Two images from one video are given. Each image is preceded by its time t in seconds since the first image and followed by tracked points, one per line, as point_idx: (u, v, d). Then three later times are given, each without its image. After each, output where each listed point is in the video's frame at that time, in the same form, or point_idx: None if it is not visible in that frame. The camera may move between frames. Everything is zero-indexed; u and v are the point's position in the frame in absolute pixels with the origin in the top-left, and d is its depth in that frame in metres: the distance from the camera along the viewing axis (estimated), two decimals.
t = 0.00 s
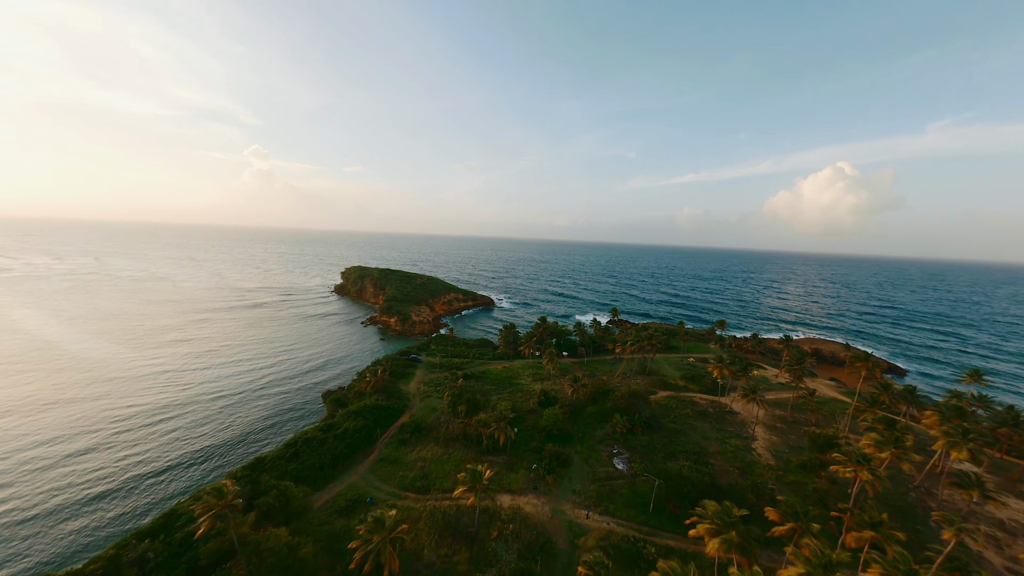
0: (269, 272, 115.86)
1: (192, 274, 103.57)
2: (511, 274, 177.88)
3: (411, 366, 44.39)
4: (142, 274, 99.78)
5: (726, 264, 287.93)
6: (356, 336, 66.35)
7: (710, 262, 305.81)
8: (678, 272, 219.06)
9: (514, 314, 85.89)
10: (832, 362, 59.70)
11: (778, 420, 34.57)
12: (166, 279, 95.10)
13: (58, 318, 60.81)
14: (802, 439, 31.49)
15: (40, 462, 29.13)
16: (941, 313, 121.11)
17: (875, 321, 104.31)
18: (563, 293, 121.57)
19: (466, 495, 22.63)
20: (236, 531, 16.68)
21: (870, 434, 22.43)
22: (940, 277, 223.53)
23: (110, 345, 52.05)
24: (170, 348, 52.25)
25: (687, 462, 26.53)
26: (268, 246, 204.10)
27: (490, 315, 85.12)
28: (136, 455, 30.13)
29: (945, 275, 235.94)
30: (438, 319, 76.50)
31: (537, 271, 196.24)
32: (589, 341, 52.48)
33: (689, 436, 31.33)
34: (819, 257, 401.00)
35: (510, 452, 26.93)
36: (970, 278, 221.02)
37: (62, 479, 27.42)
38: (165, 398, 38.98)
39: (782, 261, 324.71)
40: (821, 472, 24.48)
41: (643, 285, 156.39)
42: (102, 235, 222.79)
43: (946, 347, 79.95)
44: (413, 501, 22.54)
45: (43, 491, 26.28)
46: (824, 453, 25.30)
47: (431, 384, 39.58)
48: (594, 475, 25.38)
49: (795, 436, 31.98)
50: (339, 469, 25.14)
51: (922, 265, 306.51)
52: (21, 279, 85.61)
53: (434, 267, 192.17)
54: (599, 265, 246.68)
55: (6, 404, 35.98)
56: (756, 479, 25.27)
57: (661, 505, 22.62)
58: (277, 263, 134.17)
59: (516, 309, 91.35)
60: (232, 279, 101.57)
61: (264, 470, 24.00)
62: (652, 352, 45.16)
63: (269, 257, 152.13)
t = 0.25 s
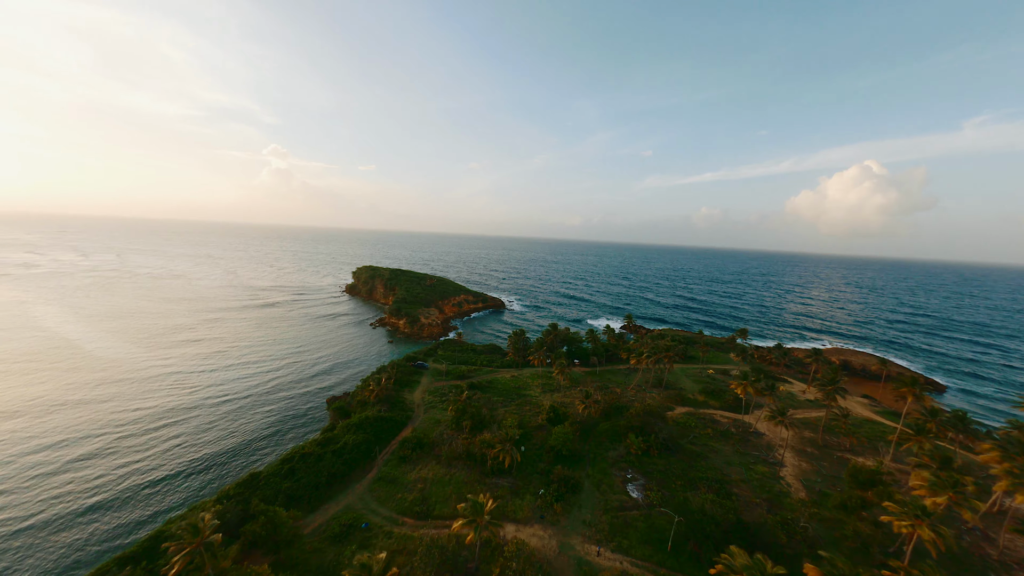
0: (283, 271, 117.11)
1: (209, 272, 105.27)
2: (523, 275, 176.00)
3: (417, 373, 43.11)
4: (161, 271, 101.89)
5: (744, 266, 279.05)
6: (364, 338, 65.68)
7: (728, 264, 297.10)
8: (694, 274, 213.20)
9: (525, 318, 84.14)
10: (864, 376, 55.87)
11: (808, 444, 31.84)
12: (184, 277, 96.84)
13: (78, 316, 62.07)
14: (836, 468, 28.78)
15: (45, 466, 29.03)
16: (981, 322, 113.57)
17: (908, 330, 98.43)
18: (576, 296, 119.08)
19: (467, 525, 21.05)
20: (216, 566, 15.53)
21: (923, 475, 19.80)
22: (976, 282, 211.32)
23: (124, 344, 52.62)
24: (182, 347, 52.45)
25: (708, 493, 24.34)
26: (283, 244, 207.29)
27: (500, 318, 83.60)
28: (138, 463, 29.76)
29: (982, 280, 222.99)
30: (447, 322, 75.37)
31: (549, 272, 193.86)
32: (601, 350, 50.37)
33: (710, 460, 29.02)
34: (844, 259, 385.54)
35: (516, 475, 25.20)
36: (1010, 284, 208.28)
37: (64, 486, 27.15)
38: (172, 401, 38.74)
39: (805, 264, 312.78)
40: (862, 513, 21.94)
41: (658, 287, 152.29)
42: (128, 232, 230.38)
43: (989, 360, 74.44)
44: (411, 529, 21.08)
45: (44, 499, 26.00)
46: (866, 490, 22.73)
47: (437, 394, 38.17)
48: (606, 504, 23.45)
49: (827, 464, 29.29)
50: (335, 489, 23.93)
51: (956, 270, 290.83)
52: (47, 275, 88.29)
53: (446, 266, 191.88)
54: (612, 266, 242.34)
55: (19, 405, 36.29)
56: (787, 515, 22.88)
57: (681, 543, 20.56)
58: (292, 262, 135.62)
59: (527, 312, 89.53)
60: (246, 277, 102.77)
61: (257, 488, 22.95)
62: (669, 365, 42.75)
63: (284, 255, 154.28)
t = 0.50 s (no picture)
0: (295, 270, 118.02)
1: (223, 271, 106.58)
2: (534, 276, 174.05)
3: (422, 381, 41.80)
4: (177, 270, 103.60)
5: (763, 268, 270.62)
6: (372, 341, 64.95)
7: (745, 265, 288.67)
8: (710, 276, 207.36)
9: (535, 321, 82.36)
10: (898, 391, 52.19)
11: (842, 472, 29.19)
12: (198, 275, 98.19)
13: (94, 315, 63.05)
14: (875, 501, 26.07)
15: (47, 473, 28.67)
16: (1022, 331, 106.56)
17: (942, 339, 92.88)
18: (587, 299, 116.62)
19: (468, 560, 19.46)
20: None
21: (988, 524, 17.25)
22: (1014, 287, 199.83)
23: (136, 344, 52.93)
24: (191, 349, 52.42)
25: (733, 530, 22.15)
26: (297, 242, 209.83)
27: (510, 321, 82.06)
28: (139, 472, 29.24)
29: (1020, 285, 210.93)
30: (456, 325, 74.17)
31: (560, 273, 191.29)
32: (614, 359, 48.25)
33: (733, 488, 26.74)
34: (869, 261, 370.64)
35: (522, 502, 23.47)
36: None
37: (64, 496, 26.70)
38: (178, 406, 38.34)
39: (827, 266, 301.59)
40: (912, 562, 19.43)
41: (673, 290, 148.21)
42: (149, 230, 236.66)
43: None
44: (408, 561, 19.61)
45: (43, 510, 25.55)
46: (916, 535, 20.16)
47: (441, 405, 36.72)
48: (620, 538, 21.55)
49: (866, 496, 26.64)
50: (331, 512, 22.69)
51: (991, 273, 276.02)
52: (69, 273, 90.52)
53: (456, 265, 191.38)
54: (625, 267, 238.09)
55: (29, 407, 36.35)
56: (823, 560, 20.53)
57: None
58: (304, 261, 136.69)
59: (537, 316, 87.70)
60: (258, 276, 103.62)
61: (249, 511, 21.81)
62: (687, 378, 40.31)
63: (297, 254, 156.00)
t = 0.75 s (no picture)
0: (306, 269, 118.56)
1: (235, 270, 107.45)
2: (545, 276, 171.76)
3: (427, 391, 40.33)
4: (191, 269, 104.81)
5: (781, 269, 262.15)
6: (379, 344, 64.04)
7: (763, 266, 280.22)
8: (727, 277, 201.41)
9: (545, 325, 80.45)
10: (936, 406, 48.57)
11: (882, 503, 26.53)
12: (211, 275, 99.15)
13: (107, 315, 63.65)
14: (922, 539, 23.48)
15: (46, 483, 28.11)
16: None
17: (978, 348, 87.46)
18: (599, 301, 113.97)
19: None
20: None
21: None
22: None
23: (145, 346, 53.01)
24: (199, 351, 52.16)
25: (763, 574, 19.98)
26: (309, 241, 211.66)
27: (519, 324, 80.34)
28: (139, 484, 28.57)
29: None
30: (464, 328, 72.79)
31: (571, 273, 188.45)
32: (627, 369, 46.09)
33: (760, 520, 24.44)
34: (894, 261, 355.87)
35: (529, 533, 21.71)
36: None
37: (62, 508, 26.12)
38: (181, 412, 37.77)
39: (849, 267, 290.51)
40: None
41: (688, 292, 144.02)
42: (167, 229, 241.99)
43: None
44: None
45: (40, 523, 24.95)
46: None
47: (446, 417, 35.20)
48: None
49: (910, 532, 24.03)
50: (324, 539, 21.33)
51: None
52: (87, 271, 92.25)
53: (466, 265, 190.53)
54: (637, 267, 233.75)
55: (36, 411, 36.22)
56: None
57: None
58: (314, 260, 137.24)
59: (547, 319, 85.71)
60: (269, 276, 104.06)
61: (239, 536, 20.60)
62: (707, 393, 37.88)
63: (308, 253, 157.17)
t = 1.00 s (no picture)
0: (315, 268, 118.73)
1: (245, 270, 107.89)
2: (554, 276, 169.33)
3: (432, 400, 38.82)
4: (202, 269, 105.53)
5: (799, 268, 254.17)
6: (385, 347, 62.90)
7: (780, 265, 271.84)
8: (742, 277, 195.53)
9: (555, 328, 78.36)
10: (978, 422, 45.02)
11: (929, 539, 23.91)
12: (222, 275, 99.74)
13: (118, 316, 63.89)
14: None
15: (42, 497, 27.38)
16: None
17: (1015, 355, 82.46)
18: (610, 302, 111.20)
19: None
20: None
21: None
22: None
23: (153, 349, 52.75)
24: (204, 355, 51.63)
25: None
26: (319, 240, 212.90)
27: (528, 327, 78.46)
28: (135, 498, 27.65)
29: None
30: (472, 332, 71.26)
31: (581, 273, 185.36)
32: (641, 379, 43.99)
33: (792, 558, 22.16)
34: (920, 260, 341.69)
35: (536, 571, 19.92)
36: None
37: (57, 524, 25.37)
38: (183, 420, 37.01)
39: (871, 266, 279.87)
40: None
41: (702, 293, 139.92)
42: (183, 228, 246.26)
43: None
44: None
45: (33, 541, 24.18)
46: None
47: (451, 430, 33.56)
48: None
49: None
50: (316, 571, 19.91)
51: None
52: (101, 271, 93.52)
53: (475, 263, 189.64)
54: (649, 266, 229.49)
55: (40, 417, 35.81)
56: None
57: None
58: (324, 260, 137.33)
59: (557, 321, 83.59)
60: (278, 276, 104.13)
61: (225, 569, 19.46)
62: (729, 409, 35.34)
63: (318, 252, 157.84)
